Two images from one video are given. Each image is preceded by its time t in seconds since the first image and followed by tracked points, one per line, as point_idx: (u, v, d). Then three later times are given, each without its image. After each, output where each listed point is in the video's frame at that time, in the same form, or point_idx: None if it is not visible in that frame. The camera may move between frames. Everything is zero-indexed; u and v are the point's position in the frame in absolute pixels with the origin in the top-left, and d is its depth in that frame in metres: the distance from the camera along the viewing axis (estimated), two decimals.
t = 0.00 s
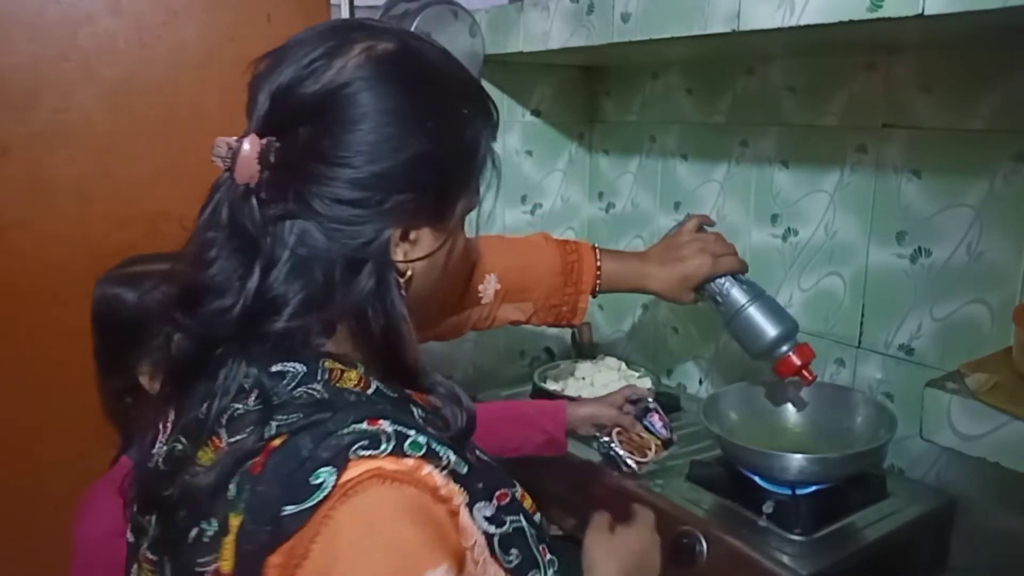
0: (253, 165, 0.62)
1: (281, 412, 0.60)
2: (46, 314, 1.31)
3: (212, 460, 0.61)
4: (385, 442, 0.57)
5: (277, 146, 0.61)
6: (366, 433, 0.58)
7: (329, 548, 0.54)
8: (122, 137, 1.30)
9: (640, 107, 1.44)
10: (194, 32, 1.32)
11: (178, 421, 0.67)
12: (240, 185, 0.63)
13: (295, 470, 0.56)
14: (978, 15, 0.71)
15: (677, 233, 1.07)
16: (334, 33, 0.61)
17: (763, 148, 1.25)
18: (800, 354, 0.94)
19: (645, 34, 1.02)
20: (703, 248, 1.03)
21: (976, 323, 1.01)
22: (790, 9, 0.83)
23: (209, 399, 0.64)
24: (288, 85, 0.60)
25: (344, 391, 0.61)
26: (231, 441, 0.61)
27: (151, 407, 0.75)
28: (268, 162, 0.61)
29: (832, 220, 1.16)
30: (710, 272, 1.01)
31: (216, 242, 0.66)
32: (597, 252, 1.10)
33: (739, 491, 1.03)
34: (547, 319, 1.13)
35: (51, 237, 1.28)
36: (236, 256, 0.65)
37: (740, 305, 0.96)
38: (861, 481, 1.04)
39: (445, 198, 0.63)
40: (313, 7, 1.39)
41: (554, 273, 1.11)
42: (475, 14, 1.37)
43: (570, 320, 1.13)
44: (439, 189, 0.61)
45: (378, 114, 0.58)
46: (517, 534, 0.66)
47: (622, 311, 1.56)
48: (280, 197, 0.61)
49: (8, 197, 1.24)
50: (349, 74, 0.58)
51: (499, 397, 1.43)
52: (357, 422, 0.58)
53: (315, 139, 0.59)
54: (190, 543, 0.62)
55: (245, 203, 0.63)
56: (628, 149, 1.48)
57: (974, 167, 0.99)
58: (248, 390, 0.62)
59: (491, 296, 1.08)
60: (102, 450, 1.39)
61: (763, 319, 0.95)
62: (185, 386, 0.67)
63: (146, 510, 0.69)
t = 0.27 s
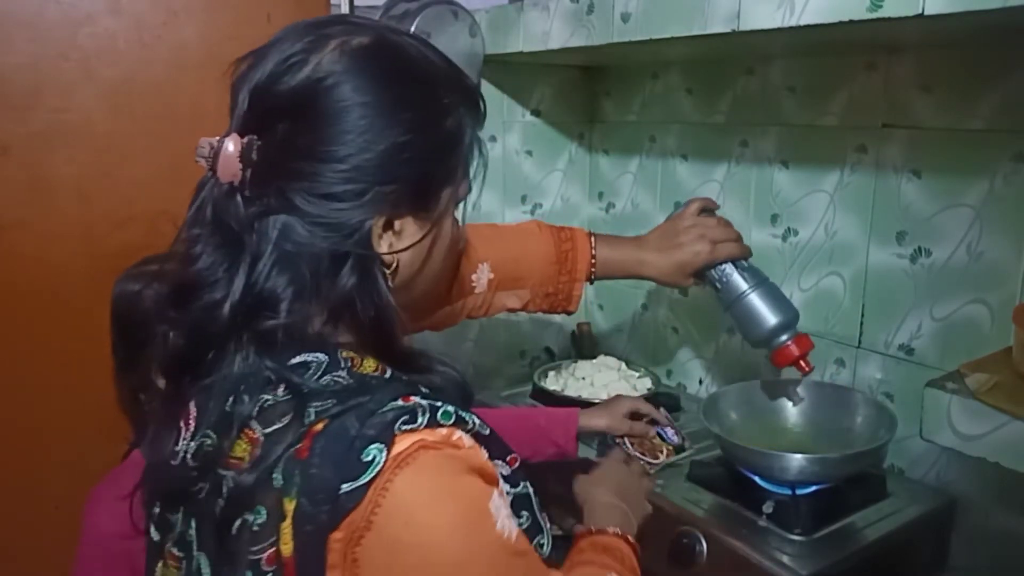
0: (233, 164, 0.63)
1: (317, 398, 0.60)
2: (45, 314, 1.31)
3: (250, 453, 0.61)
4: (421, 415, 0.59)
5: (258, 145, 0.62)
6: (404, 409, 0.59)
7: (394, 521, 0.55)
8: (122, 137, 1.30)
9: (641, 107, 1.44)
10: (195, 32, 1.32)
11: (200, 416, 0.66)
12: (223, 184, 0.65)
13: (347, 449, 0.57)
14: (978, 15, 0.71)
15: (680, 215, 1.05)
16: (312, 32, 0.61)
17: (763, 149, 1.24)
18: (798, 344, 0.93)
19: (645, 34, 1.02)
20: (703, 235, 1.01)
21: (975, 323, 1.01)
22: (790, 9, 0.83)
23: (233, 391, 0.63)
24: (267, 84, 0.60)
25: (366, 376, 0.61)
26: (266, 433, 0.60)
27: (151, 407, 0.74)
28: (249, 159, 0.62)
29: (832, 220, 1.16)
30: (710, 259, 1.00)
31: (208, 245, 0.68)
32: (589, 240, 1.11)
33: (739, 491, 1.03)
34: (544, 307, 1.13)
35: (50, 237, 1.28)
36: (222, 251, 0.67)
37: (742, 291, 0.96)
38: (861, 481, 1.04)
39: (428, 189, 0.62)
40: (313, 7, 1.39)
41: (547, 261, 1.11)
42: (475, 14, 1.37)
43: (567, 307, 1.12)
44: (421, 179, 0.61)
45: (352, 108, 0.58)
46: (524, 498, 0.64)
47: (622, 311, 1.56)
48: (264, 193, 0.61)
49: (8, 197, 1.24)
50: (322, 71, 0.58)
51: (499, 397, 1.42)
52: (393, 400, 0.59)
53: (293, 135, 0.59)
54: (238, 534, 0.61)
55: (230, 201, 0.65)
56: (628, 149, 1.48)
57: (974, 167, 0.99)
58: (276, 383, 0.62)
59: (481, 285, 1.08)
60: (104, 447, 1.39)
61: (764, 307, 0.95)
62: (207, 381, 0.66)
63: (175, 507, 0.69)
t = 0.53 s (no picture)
0: (230, 164, 0.63)
1: (315, 389, 0.60)
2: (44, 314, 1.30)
3: (250, 442, 0.61)
4: (415, 412, 0.59)
5: (253, 144, 0.61)
6: (399, 405, 0.59)
7: (379, 517, 0.55)
8: (121, 137, 1.30)
9: (641, 107, 1.44)
10: (194, 31, 1.32)
11: (206, 403, 0.66)
12: (220, 183, 0.65)
13: (340, 440, 0.57)
14: (978, 15, 0.71)
15: (680, 208, 1.06)
16: (302, 31, 0.60)
17: (763, 149, 1.25)
18: (784, 344, 0.94)
19: (645, 33, 1.02)
20: (700, 230, 1.02)
21: (975, 323, 1.01)
22: (790, 9, 0.83)
23: (240, 379, 0.64)
24: (260, 84, 0.60)
25: (367, 370, 0.61)
26: (266, 422, 0.60)
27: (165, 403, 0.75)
28: (245, 159, 0.62)
29: (832, 220, 1.16)
30: (705, 254, 1.01)
31: (205, 243, 0.68)
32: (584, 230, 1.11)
33: (739, 491, 1.03)
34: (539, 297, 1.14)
35: (50, 237, 1.28)
36: (219, 248, 0.67)
37: (734, 287, 0.97)
38: (860, 481, 1.05)
39: (424, 186, 0.62)
40: (313, 7, 1.39)
41: (542, 252, 1.12)
42: (475, 14, 1.37)
43: (563, 297, 1.14)
44: (416, 176, 0.61)
45: (344, 107, 0.57)
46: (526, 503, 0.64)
47: (622, 311, 1.56)
48: (260, 191, 0.61)
49: (8, 197, 1.24)
50: (311, 69, 0.58)
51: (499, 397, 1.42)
52: (388, 395, 0.59)
53: (288, 134, 0.59)
54: (234, 521, 0.61)
55: (228, 198, 0.65)
56: (628, 149, 1.48)
57: (973, 166, 0.99)
58: (279, 373, 0.62)
59: (479, 276, 1.08)
60: (101, 449, 1.39)
61: (755, 304, 0.95)
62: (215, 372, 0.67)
63: (178, 495, 0.68)
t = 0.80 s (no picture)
0: (236, 164, 0.63)
1: (299, 390, 0.60)
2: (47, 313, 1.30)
3: (235, 436, 0.61)
4: (394, 424, 0.59)
5: (257, 145, 0.62)
6: (378, 414, 0.59)
7: (331, 524, 0.55)
8: (121, 137, 1.30)
9: (641, 107, 1.44)
10: (194, 32, 1.32)
11: (202, 396, 0.67)
12: (226, 183, 0.65)
13: (309, 442, 0.57)
14: (979, 15, 0.71)
15: (682, 227, 1.02)
16: (306, 31, 0.61)
17: (763, 149, 1.25)
18: (757, 384, 0.95)
19: (645, 34, 1.02)
20: (700, 251, 1.00)
21: (975, 322, 1.01)
22: (790, 9, 0.83)
23: (233, 372, 0.64)
24: (264, 84, 0.60)
25: (360, 373, 0.62)
26: (252, 418, 0.61)
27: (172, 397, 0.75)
28: (249, 160, 0.62)
29: (832, 220, 1.16)
30: (698, 277, 0.99)
31: (208, 242, 0.68)
32: (583, 233, 1.13)
33: (739, 491, 1.03)
34: (536, 296, 1.15)
35: (51, 237, 1.28)
36: (225, 247, 0.67)
37: (721, 316, 0.96)
38: (860, 481, 1.05)
39: (428, 186, 0.61)
40: (313, 7, 1.39)
41: (540, 253, 1.13)
42: (475, 14, 1.37)
43: (559, 298, 1.15)
44: (420, 176, 0.61)
45: (348, 107, 0.57)
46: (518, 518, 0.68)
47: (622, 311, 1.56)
48: (263, 191, 0.62)
49: (7, 197, 1.24)
50: (313, 68, 0.58)
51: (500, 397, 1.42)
52: (368, 403, 0.59)
53: (293, 135, 0.59)
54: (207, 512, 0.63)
55: (232, 198, 0.65)
56: (629, 149, 1.48)
57: (973, 166, 0.99)
58: (270, 370, 0.62)
59: (479, 270, 1.09)
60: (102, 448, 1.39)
61: (738, 336, 0.95)
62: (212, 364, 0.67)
63: (172, 486, 0.69)
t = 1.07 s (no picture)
0: (233, 167, 0.64)
1: (280, 396, 0.60)
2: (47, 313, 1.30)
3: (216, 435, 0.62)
4: (370, 439, 0.58)
5: (255, 148, 0.62)
6: (352, 428, 0.58)
7: (290, 533, 0.55)
8: (121, 137, 1.30)
9: (640, 107, 1.44)
10: (194, 31, 1.32)
11: (194, 396, 0.69)
12: (224, 186, 0.65)
13: (279, 452, 0.57)
14: (979, 15, 0.71)
15: (722, 229, 1.02)
16: (306, 33, 0.61)
17: (763, 149, 1.25)
18: (815, 381, 0.94)
19: (645, 34, 1.02)
20: (741, 251, 0.99)
21: (974, 322, 1.01)
22: (790, 9, 0.83)
23: (223, 372, 0.66)
24: (262, 86, 0.60)
25: (346, 381, 0.62)
26: (233, 420, 0.62)
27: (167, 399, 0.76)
28: (246, 163, 0.62)
29: (832, 220, 1.16)
30: (721, 279, 1.01)
31: (204, 247, 0.68)
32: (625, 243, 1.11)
33: (739, 491, 1.02)
34: (576, 307, 1.13)
35: (50, 236, 1.28)
36: (220, 252, 0.66)
37: (770, 315, 0.95)
38: (860, 481, 1.05)
39: (428, 187, 0.61)
40: (313, 7, 1.39)
41: (581, 264, 1.11)
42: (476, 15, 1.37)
43: (600, 309, 1.13)
44: (421, 177, 0.60)
45: (347, 108, 0.57)
46: (511, 533, 0.66)
47: (622, 311, 1.56)
48: (262, 194, 0.62)
49: (7, 197, 1.24)
50: (311, 70, 0.58)
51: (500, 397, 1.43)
52: (345, 416, 0.59)
53: (292, 137, 0.59)
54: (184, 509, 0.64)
55: (230, 203, 0.65)
56: (628, 149, 1.48)
57: (973, 166, 0.99)
58: (255, 373, 0.63)
59: (514, 283, 1.09)
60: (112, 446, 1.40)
61: (790, 335, 0.94)
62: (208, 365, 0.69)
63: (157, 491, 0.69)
